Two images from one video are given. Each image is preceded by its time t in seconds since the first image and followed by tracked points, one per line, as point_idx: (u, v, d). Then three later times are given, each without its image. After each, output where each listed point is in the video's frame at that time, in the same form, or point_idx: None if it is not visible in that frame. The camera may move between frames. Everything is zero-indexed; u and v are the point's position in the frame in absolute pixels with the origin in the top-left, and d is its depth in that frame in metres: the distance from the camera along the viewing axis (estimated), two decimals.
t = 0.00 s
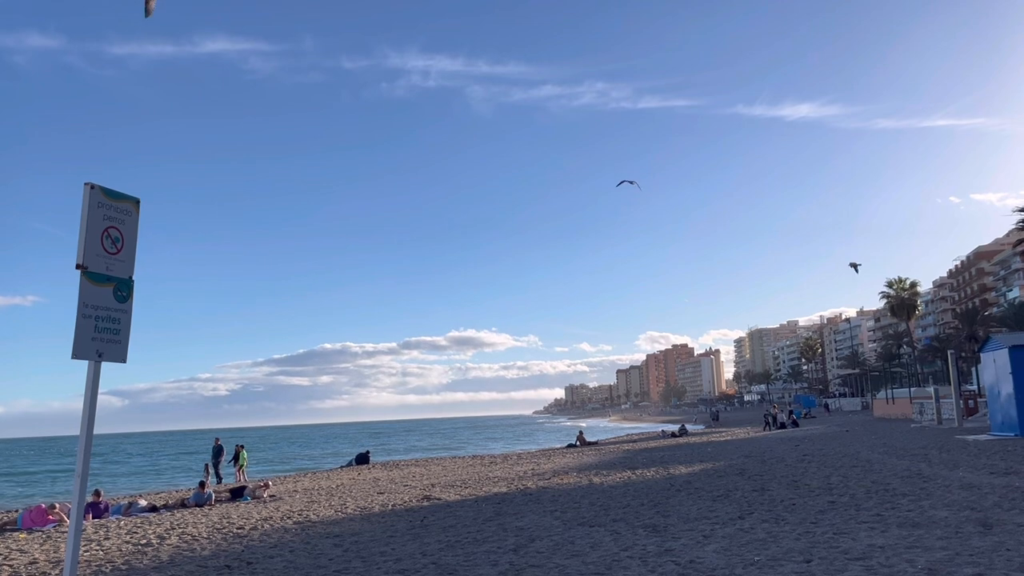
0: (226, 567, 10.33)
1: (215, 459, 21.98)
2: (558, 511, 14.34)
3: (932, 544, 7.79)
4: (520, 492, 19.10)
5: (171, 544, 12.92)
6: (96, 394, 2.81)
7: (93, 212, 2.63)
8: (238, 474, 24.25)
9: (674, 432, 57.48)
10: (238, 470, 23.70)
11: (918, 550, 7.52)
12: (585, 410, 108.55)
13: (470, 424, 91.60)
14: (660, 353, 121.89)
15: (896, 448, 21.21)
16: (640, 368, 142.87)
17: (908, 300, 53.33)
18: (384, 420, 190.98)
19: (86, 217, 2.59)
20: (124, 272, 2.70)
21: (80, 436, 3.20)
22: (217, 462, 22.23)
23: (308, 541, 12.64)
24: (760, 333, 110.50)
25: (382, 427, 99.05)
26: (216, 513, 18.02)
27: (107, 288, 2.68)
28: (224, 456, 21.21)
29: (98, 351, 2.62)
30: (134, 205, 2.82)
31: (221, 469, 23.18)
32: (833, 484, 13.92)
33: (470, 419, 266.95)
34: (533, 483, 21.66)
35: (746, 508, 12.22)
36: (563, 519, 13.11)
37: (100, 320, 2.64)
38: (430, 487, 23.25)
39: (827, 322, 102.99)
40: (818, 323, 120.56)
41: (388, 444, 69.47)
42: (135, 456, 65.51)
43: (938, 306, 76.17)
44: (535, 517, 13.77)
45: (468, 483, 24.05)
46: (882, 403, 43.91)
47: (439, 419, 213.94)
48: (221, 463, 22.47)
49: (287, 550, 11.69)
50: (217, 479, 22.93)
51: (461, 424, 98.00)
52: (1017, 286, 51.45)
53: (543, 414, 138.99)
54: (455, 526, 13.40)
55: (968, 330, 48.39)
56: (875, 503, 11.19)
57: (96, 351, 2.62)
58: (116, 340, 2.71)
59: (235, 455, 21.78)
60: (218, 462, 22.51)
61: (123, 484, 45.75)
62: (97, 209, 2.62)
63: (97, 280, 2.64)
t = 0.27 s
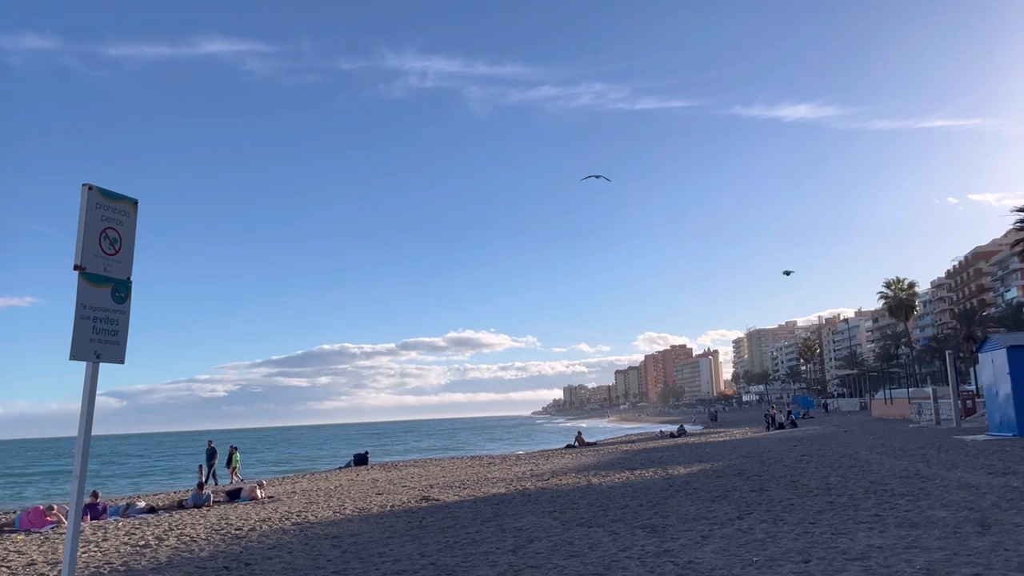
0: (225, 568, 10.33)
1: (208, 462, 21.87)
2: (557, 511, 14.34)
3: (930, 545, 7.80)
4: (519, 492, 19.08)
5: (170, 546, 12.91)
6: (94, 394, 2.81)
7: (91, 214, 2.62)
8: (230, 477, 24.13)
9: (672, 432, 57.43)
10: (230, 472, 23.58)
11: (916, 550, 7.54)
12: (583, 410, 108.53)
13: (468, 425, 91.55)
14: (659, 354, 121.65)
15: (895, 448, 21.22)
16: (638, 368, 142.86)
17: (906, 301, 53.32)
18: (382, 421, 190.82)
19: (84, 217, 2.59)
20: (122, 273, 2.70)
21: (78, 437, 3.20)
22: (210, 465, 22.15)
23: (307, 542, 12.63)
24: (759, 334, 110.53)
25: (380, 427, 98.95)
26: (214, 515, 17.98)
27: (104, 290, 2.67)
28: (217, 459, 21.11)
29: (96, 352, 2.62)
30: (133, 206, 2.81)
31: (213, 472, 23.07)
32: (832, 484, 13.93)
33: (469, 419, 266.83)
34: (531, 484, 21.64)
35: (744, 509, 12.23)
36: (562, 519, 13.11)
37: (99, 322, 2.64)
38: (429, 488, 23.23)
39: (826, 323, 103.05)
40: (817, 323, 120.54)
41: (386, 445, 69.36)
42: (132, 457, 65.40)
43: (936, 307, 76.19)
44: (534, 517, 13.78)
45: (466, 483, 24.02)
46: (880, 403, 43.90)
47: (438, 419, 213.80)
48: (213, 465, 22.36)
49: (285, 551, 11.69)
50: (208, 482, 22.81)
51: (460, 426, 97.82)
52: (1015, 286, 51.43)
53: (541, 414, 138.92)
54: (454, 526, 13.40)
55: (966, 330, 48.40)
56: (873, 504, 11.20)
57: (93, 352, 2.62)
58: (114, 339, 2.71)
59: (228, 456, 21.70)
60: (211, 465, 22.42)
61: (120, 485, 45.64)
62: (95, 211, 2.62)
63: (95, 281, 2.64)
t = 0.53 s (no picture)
0: (222, 569, 10.31)
1: (200, 464, 21.76)
2: (555, 512, 14.35)
3: (927, 545, 7.80)
4: (517, 493, 19.09)
5: (167, 547, 12.89)
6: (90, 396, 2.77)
7: (87, 215, 2.60)
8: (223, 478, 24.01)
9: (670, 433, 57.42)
10: (222, 473, 23.46)
11: (914, 550, 7.53)
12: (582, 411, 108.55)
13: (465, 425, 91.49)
14: (657, 354, 121.70)
15: (892, 448, 21.25)
16: (636, 368, 142.93)
17: (903, 301, 53.33)
18: (380, 421, 190.86)
19: (80, 217, 2.56)
20: (119, 274, 2.67)
21: (75, 440, 3.17)
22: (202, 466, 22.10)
23: (305, 543, 12.62)
24: (757, 334, 110.62)
25: (378, 428, 98.96)
26: (211, 516, 17.94)
27: (101, 290, 2.64)
28: (208, 460, 20.99)
29: (93, 353, 2.58)
30: (129, 207, 2.79)
31: (204, 474, 22.94)
32: (830, 484, 13.93)
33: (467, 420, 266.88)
34: (529, 484, 21.64)
35: (742, 509, 12.23)
36: (561, 520, 13.11)
37: (96, 322, 2.62)
38: (427, 489, 23.22)
39: (823, 323, 103.20)
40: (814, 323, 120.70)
41: (384, 446, 69.33)
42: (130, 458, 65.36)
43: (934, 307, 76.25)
44: (532, 518, 13.78)
45: (464, 484, 24.01)
46: (877, 404, 43.92)
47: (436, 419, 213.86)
48: (206, 466, 22.25)
49: (283, 552, 11.66)
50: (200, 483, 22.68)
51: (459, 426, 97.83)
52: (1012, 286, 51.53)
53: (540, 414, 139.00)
54: (452, 527, 13.40)
55: (963, 331, 48.45)
56: (870, 504, 11.20)
57: (90, 353, 2.59)
58: (112, 340, 2.68)
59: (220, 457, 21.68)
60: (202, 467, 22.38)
61: (118, 486, 45.57)
62: (91, 211, 2.60)
63: (92, 281, 2.61)
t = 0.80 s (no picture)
0: (217, 570, 10.27)
1: (192, 464, 21.67)
2: (552, 512, 14.34)
3: (923, 544, 7.80)
4: (513, 493, 19.06)
5: (163, 547, 12.83)
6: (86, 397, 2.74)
7: (82, 214, 2.57)
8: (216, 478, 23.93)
9: (667, 432, 57.44)
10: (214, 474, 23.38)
11: (910, 550, 7.52)
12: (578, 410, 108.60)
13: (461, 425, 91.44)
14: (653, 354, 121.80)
15: (887, 448, 21.27)
16: (632, 368, 143.02)
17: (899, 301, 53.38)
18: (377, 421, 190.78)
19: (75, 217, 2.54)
20: (115, 272, 2.64)
21: (71, 442, 3.14)
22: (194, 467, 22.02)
23: (301, 543, 12.58)
24: (753, 334, 110.75)
25: (374, 428, 98.85)
26: (207, 516, 17.89)
27: (97, 289, 2.61)
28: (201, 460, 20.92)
29: (88, 353, 2.55)
30: (125, 206, 2.76)
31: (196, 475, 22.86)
32: (826, 484, 13.93)
33: (463, 420, 266.89)
34: (526, 485, 21.62)
35: (738, 509, 12.22)
36: (557, 520, 13.09)
37: (91, 322, 2.59)
38: (423, 489, 23.18)
39: (819, 323, 103.38)
40: (811, 323, 120.74)
41: (380, 446, 69.25)
42: (125, 458, 65.23)
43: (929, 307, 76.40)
44: (529, 518, 13.75)
45: (460, 484, 23.97)
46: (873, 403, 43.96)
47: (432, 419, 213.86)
48: (198, 466, 22.16)
49: (280, 553, 11.62)
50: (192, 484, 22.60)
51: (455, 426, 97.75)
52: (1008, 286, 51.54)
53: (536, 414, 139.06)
54: (448, 527, 13.38)
55: (959, 331, 48.52)
56: (867, 503, 11.19)
57: (86, 353, 2.56)
58: (108, 339, 2.65)
59: (212, 458, 21.59)
60: (195, 468, 22.28)
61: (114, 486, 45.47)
62: (86, 210, 2.57)
63: (87, 281, 2.58)
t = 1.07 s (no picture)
0: (213, 570, 10.23)
1: (183, 465, 21.55)
2: (547, 511, 14.32)
3: (919, 543, 7.80)
4: (510, 493, 19.03)
5: (159, 548, 12.78)
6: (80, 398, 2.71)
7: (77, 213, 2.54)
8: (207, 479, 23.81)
9: (662, 432, 57.44)
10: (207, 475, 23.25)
11: (905, 549, 7.53)
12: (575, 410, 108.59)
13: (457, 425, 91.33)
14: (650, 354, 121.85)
15: (882, 446, 21.30)
16: (628, 368, 143.04)
17: (895, 301, 53.45)
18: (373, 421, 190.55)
19: (69, 216, 2.51)
20: (108, 272, 2.61)
21: (65, 443, 3.11)
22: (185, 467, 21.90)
23: (297, 543, 12.54)
24: (749, 334, 110.89)
25: (370, 429, 98.65)
26: (203, 517, 17.84)
27: (91, 290, 2.58)
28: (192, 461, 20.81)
29: (82, 354, 2.53)
30: (120, 206, 2.73)
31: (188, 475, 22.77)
32: (821, 483, 13.92)
33: (459, 420, 266.87)
34: (522, 484, 21.60)
35: (734, 508, 12.21)
36: (553, 519, 13.07)
37: (86, 322, 2.57)
38: (420, 489, 23.13)
39: (815, 323, 103.51)
40: (807, 323, 120.96)
41: (376, 446, 69.08)
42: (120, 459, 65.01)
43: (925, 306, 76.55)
44: (525, 517, 13.73)
45: (456, 484, 23.94)
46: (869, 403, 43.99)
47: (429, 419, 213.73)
48: (190, 467, 22.05)
49: (276, 553, 11.59)
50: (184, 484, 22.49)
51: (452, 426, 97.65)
52: (1002, 286, 51.65)
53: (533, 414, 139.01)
54: (444, 527, 13.35)
55: (954, 331, 48.59)
56: (862, 502, 11.20)
57: (80, 353, 2.53)
58: (102, 339, 2.62)
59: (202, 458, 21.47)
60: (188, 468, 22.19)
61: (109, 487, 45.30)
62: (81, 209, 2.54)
63: (80, 281, 2.55)
